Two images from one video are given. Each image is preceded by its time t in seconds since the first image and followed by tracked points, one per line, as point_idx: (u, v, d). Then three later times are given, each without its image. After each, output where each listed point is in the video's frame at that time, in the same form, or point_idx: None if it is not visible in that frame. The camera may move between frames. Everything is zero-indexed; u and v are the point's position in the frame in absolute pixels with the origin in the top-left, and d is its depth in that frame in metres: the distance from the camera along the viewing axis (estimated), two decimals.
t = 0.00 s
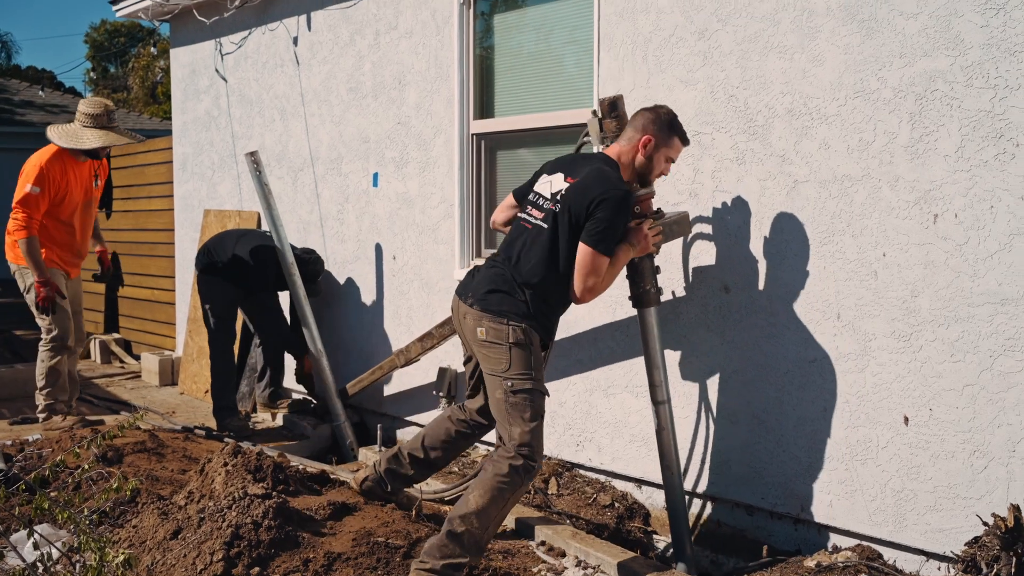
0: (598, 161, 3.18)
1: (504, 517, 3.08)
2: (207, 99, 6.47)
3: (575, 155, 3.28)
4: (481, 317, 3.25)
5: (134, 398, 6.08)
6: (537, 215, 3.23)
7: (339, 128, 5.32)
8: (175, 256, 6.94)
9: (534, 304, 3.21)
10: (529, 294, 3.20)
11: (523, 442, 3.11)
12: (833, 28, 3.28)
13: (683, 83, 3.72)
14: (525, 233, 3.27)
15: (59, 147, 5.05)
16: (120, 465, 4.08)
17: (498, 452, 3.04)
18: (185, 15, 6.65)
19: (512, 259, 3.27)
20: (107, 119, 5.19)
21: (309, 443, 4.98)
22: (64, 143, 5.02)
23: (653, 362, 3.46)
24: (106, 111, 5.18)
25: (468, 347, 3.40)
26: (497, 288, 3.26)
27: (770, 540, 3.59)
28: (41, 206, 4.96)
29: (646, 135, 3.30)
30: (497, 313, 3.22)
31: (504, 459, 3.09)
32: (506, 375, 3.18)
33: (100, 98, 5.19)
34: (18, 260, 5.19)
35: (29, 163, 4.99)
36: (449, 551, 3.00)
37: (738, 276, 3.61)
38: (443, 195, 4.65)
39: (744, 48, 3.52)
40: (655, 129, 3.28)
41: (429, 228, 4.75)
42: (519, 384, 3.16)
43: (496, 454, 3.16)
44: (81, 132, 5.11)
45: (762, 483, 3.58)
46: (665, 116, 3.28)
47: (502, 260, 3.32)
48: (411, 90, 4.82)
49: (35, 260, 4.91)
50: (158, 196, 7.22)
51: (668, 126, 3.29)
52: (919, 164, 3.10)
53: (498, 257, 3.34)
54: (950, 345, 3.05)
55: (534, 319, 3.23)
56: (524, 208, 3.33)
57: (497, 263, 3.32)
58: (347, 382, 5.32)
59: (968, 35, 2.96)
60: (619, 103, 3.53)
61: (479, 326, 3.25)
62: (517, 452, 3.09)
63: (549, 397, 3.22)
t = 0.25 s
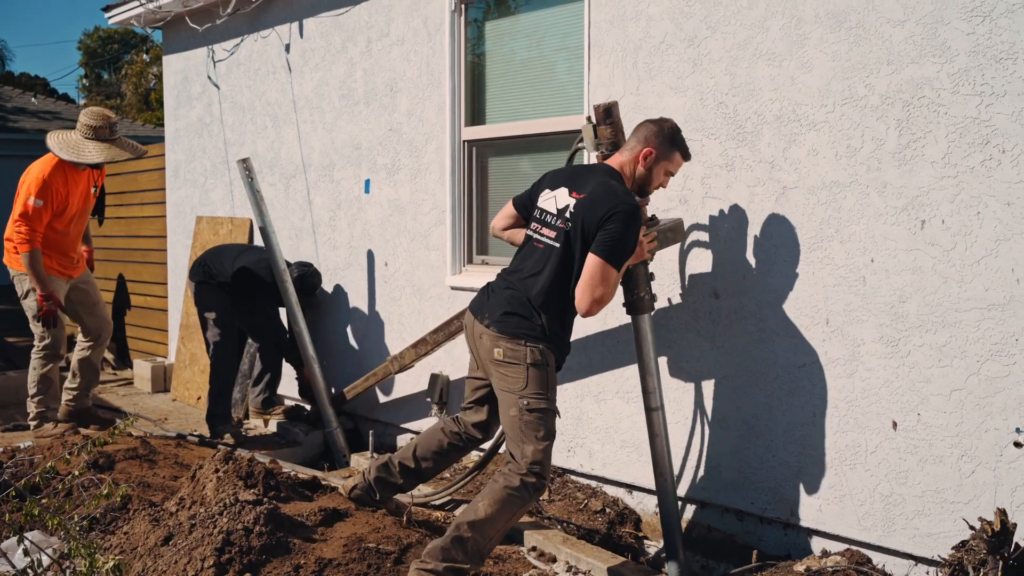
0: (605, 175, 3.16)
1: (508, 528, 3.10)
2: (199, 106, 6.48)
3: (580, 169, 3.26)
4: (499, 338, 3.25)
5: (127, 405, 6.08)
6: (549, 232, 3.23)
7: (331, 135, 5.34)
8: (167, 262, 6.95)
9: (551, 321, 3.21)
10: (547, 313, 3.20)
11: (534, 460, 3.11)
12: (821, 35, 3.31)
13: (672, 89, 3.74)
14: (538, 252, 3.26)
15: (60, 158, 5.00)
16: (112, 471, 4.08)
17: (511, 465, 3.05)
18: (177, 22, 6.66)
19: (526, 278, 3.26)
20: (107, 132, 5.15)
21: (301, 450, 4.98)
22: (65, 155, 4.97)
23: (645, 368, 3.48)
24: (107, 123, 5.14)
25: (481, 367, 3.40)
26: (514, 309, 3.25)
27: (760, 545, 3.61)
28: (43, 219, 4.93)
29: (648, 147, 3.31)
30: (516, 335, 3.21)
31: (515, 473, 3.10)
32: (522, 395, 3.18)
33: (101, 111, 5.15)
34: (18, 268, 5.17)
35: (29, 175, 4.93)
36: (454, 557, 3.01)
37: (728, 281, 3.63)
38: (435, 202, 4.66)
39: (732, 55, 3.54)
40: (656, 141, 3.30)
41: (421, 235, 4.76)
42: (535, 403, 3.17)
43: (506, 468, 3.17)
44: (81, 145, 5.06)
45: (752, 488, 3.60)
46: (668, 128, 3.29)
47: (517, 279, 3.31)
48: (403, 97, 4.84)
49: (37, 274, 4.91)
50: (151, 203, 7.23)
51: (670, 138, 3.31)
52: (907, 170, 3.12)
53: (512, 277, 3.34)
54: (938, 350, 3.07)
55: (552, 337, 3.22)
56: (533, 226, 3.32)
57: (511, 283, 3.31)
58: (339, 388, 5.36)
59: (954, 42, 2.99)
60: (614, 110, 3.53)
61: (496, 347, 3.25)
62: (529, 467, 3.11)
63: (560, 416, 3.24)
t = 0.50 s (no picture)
0: (599, 185, 3.17)
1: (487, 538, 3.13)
2: (188, 112, 6.48)
3: (572, 179, 3.27)
4: (500, 346, 3.23)
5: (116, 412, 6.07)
6: (546, 243, 3.24)
7: (320, 141, 5.34)
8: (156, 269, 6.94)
9: (555, 331, 3.21)
10: (550, 322, 3.20)
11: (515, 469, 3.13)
12: (806, 43, 3.33)
13: (659, 96, 3.76)
14: (537, 263, 3.27)
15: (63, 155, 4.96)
16: (100, 478, 4.08)
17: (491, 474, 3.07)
18: (166, 28, 6.66)
19: (528, 290, 3.25)
20: (111, 130, 5.12)
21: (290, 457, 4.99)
22: (69, 151, 4.94)
23: (637, 372, 3.50)
24: (110, 122, 5.12)
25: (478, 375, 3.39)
26: (517, 318, 3.22)
27: (747, 550, 3.62)
28: (54, 218, 4.91)
29: (643, 154, 3.32)
30: (519, 344, 3.19)
31: (494, 482, 3.13)
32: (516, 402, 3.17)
33: (105, 110, 5.13)
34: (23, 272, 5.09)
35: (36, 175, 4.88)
36: (434, 567, 3.04)
37: (715, 287, 3.65)
38: (423, 208, 4.67)
39: (718, 62, 3.56)
40: (651, 147, 3.32)
41: (410, 241, 4.77)
42: (529, 412, 3.17)
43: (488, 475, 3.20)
44: (85, 142, 5.03)
45: (739, 493, 3.61)
46: (661, 134, 3.31)
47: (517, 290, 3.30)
48: (391, 103, 4.85)
49: (53, 274, 4.88)
50: (140, 209, 7.22)
51: (664, 144, 3.33)
52: (891, 176, 3.14)
53: (513, 288, 3.32)
54: (923, 356, 3.08)
55: (555, 347, 3.23)
56: (528, 235, 3.33)
57: (511, 295, 3.30)
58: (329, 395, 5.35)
59: (937, 49, 3.01)
60: (607, 115, 3.55)
61: (496, 354, 3.24)
62: (510, 477, 3.13)
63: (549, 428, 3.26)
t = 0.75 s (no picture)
0: (604, 190, 3.20)
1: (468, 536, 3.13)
2: (178, 116, 6.49)
3: (575, 182, 3.31)
4: (501, 342, 3.23)
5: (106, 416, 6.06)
6: (550, 246, 3.27)
7: (311, 145, 5.35)
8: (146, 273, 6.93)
9: (557, 333, 3.22)
10: (552, 323, 3.21)
11: (496, 462, 3.14)
12: (794, 47, 3.34)
13: (648, 100, 3.77)
14: (542, 265, 3.30)
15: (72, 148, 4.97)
16: (89, 482, 4.08)
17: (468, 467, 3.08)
18: (157, 32, 6.67)
19: (532, 291, 3.27)
20: (121, 127, 5.13)
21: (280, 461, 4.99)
22: (77, 144, 4.94)
23: (630, 373, 3.51)
24: (121, 120, 5.14)
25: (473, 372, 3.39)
26: (521, 317, 3.23)
27: (736, 553, 3.62)
28: (66, 211, 4.90)
29: (645, 158, 3.34)
30: (521, 343, 3.20)
31: (474, 474, 3.13)
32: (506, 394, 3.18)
33: (118, 108, 5.15)
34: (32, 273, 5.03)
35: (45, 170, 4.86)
36: (419, 569, 3.07)
37: (703, 291, 3.66)
38: (413, 212, 4.68)
39: (707, 66, 3.57)
40: (654, 151, 3.33)
41: (399, 245, 4.78)
42: (519, 409, 3.17)
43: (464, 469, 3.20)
44: (94, 137, 5.04)
45: (728, 496, 3.62)
46: (663, 138, 3.33)
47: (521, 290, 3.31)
48: (381, 107, 4.86)
49: (70, 266, 4.86)
50: (130, 213, 7.21)
51: (666, 148, 3.35)
52: (878, 180, 3.15)
53: (516, 288, 3.33)
54: (910, 359, 3.10)
55: (556, 349, 3.24)
56: (533, 238, 3.36)
57: (513, 295, 3.31)
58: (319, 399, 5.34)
59: (924, 54, 3.03)
60: (603, 117, 3.57)
61: (496, 350, 3.24)
62: (489, 470, 3.14)
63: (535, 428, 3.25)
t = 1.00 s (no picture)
0: (599, 191, 3.22)
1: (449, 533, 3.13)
2: (167, 120, 6.48)
3: (568, 184, 3.31)
4: (492, 339, 3.22)
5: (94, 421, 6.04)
6: (543, 247, 3.28)
7: (299, 149, 5.34)
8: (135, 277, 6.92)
9: (547, 333, 3.24)
10: (542, 323, 3.22)
11: (477, 457, 3.15)
12: (781, 52, 3.35)
13: (636, 105, 3.78)
14: (533, 265, 3.30)
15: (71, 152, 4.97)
16: (76, 487, 4.07)
17: (449, 463, 3.08)
18: (146, 36, 6.66)
19: (524, 290, 3.26)
20: (122, 133, 5.13)
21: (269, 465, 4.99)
22: (76, 148, 4.95)
23: (619, 378, 3.52)
24: (122, 125, 5.14)
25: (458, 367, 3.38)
26: (512, 315, 3.22)
27: (724, 556, 3.63)
28: (65, 214, 4.88)
29: (639, 162, 3.34)
30: (512, 342, 3.20)
31: (455, 470, 3.13)
32: (490, 390, 3.19)
33: (119, 113, 5.15)
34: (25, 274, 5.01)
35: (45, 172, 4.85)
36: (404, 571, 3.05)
37: (691, 294, 3.67)
38: (402, 216, 4.68)
39: (695, 70, 3.58)
40: (647, 155, 3.34)
41: (388, 249, 4.78)
42: (503, 406, 3.18)
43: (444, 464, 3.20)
44: (94, 141, 5.05)
45: (716, 499, 3.63)
46: (656, 142, 3.34)
47: (512, 289, 3.31)
48: (370, 111, 4.86)
49: (66, 271, 4.84)
50: (119, 218, 7.20)
51: (659, 152, 3.36)
52: (865, 184, 3.17)
53: (507, 287, 3.32)
54: (897, 362, 3.11)
55: (544, 349, 3.26)
56: (525, 238, 3.36)
57: (504, 294, 3.30)
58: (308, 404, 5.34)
59: (910, 58, 3.04)
60: (593, 121, 3.58)
61: (486, 347, 3.22)
62: (468, 465, 3.14)
63: (516, 427, 3.26)
